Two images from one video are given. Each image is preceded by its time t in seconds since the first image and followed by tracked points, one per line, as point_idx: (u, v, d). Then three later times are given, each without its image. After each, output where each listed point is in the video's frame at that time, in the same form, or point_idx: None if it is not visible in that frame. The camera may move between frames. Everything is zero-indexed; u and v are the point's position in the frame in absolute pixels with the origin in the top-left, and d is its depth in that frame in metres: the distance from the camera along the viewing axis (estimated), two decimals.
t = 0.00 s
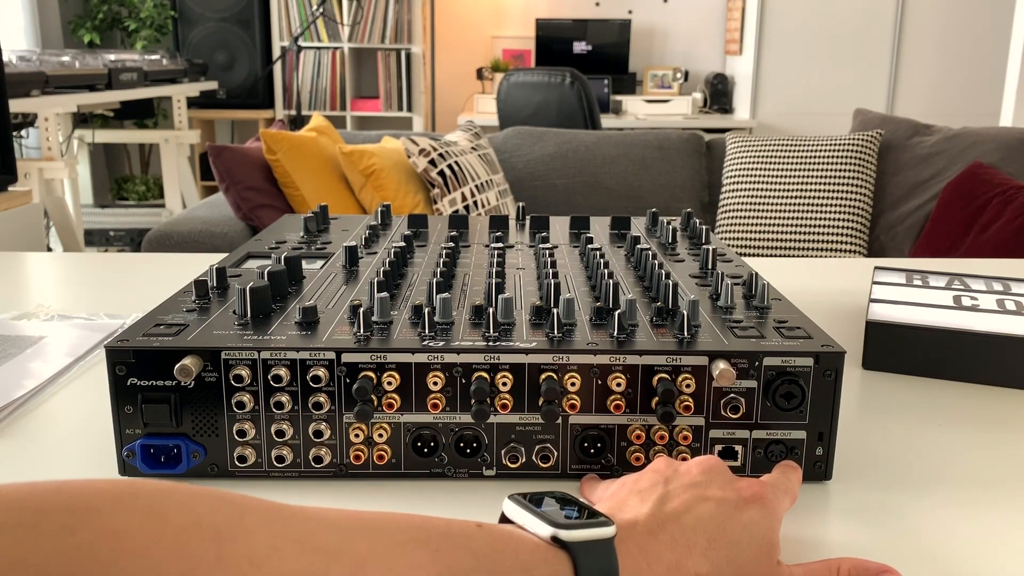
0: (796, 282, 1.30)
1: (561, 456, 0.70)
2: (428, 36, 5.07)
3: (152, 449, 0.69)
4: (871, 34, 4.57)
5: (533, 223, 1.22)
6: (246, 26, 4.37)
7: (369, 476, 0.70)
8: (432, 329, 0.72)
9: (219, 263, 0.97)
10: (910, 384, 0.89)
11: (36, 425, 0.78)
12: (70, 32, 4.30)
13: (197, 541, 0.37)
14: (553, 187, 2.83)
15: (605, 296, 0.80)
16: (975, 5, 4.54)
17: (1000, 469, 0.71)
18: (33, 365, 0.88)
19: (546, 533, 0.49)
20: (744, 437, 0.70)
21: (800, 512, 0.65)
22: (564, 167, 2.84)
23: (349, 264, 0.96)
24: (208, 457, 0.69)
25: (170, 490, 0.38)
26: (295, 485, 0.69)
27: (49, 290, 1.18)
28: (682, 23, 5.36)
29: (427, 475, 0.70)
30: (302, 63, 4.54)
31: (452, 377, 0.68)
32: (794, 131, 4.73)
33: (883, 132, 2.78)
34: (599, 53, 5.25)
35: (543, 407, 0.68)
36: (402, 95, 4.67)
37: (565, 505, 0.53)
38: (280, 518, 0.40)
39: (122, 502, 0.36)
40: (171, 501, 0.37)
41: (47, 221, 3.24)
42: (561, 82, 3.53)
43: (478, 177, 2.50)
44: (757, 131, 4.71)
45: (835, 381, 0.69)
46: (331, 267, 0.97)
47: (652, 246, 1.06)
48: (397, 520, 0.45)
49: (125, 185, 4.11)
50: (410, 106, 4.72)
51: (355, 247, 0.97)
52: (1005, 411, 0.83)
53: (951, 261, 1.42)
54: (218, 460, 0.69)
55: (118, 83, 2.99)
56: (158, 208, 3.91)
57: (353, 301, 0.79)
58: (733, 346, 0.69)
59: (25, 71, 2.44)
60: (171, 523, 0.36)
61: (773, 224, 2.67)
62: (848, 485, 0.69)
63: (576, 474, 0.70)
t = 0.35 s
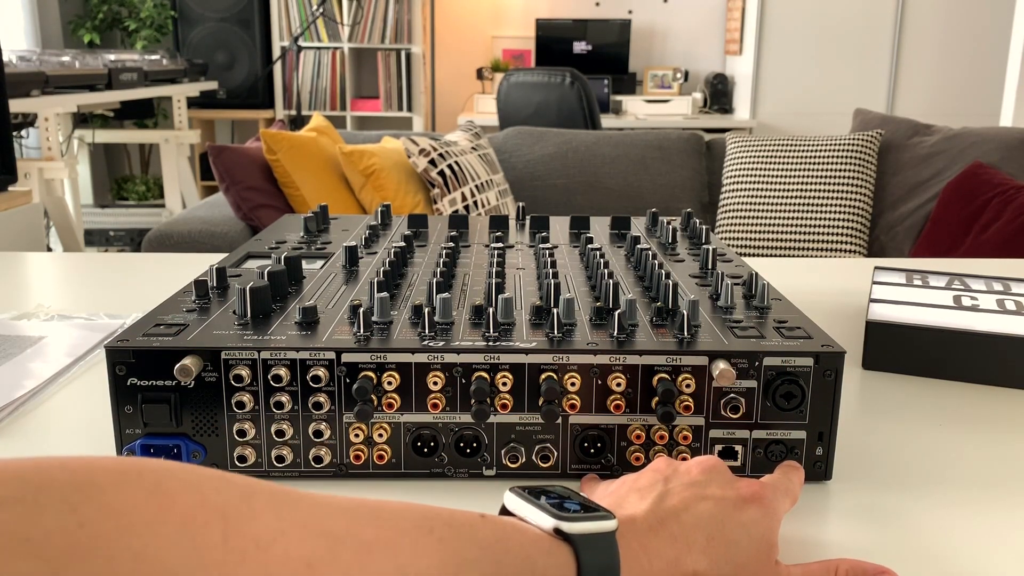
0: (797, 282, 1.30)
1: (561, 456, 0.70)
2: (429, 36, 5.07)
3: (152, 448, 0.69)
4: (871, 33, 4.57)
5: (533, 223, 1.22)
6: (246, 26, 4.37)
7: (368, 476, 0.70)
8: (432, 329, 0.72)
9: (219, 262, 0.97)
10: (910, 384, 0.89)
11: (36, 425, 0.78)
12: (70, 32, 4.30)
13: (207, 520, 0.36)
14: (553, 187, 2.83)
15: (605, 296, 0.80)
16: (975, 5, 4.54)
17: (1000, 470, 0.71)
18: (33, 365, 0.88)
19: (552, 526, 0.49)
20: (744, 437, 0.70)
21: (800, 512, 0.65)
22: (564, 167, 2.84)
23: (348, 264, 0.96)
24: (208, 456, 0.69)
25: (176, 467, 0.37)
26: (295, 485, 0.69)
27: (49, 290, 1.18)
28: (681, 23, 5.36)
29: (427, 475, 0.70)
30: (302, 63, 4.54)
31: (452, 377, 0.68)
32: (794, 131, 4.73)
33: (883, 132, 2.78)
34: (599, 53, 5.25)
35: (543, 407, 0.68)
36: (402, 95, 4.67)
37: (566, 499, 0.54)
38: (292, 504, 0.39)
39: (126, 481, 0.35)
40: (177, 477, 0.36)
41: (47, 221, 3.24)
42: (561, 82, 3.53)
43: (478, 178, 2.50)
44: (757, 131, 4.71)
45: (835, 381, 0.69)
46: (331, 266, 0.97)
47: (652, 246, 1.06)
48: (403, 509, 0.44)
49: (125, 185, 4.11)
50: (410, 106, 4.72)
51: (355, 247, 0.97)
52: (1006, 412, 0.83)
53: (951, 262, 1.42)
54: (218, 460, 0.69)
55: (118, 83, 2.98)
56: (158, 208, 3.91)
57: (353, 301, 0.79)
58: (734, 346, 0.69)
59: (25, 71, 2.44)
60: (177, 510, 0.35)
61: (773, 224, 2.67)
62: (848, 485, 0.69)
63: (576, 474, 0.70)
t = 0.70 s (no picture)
0: (796, 282, 1.30)
1: (561, 455, 0.70)
2: (428, 36, 5.07)
3: (152, 449, 0.69)
4: (872, 33, 4.57)
5: (533, 223, 1.22)
6: (246, 26, 4.37)
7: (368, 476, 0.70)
8: (432, 329, 0.72)
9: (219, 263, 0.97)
10: (909, 384, 0.89)
11: (36, 425, 0.78)
12: (70, 32, 4.30)
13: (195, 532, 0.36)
14: (553, 186, 2.83)
15: (605, 296, 0.80)
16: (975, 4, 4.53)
17: (999, 468, 0.71)
18: (33, 366, 0.88)
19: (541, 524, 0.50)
20: (744, 438, 0.69)
21: (799, 511, 0.65)
22: (564, 167, 2.84)
23: (348, 264, 0.96)
24: (208, 457, 0.69)
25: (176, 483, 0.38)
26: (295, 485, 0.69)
27: (50, 290, 1.18)
28: (682, 23, 5.36)
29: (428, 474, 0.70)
30: (302, 63, 4.54)
31: (451, 377, 0.68)
32: (794, 131, 4.73)
33: (883, 132, 2.78)
34: (599, 53, 5.25)
35: (543, 407, 0.68)
36: (402, 95, 4.67)
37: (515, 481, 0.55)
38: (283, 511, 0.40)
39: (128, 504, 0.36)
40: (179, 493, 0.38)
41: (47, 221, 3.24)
42: (561, 82, 3.53)
43: (478, 177, 2.50)
44: (757, 131, 4.71)
45: (835, 381, 0.68)
46: (331, 266, 0.97)
47: (652, 246, 1.06)
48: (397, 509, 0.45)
49: (125, 185, 4.11)
50: (410, 106, 4.72)
51: (355, 247, 0.97)
52: (1005, 411, 0.83)
53: (952, 262, 1.42)
54: (218, 460, 0.69)
55: (118, 83, 2.98)
56: (158, 208, 3.91)
57: (353, 301, 0.79)
58: (734, 346, 0.69)
59: (25, 71, 2.44)
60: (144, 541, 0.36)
61: (773, 224, 2.67)
62: (847, 486, 0.69)
63: (576, 474, 0.70)
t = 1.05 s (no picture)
0: (797, 282, 1.30)
1: (561, 456, 0.70)
2: (428, 36, 5.07)
3: (152, 449, 0.69)
4: (871, 33, 4.57)
5: (533, 223, 1.22)
6: (246, 26, 4.37)
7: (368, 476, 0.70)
8: (432, 329, 0.72)
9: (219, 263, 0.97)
10: (909, 384, 0.89)
11: (36, 426, 0.78)
12: (70, 32, 4.30)
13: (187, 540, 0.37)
14: (553, 186, 2.83)
15: (605, 296, 0.80)
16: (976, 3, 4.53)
17: (999, 468, 0.71)
18: (33, 366, 0.88)
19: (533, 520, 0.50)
20: (744, 438, 0.69)
21: (800, 511, 0.65)
22: (564, 167, 2.84)
23: (349, 264, 0.96)
24: (208, 457, 0.69)
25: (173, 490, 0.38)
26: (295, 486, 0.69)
27: (50, 290, 1.18)
28: (682, 23, 5.36)
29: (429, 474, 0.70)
30: (302, 63, 4.54)
31: (452, 377, 0.68)
32: (794, 131, 4.73)
33: (883, 132, 2.78)
34: (599, 53, 5.25)
35: (543, 407, 0.68)
36: (402, 95, 4.67)
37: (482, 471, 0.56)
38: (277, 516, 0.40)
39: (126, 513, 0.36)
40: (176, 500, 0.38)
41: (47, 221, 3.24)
42: (561, 82, 3.52)
43: (478, 177, 2.50)
44: (757, 131, 4.71)
45: (835, 380, 0.68)
46: (331, 266, 0.97)
47: (652, 246, 1.06)
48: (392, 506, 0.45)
49: (125, 185, 4.11)
50: (410, 106, 4.72)
51: (355, 247, 0.97)
52: (1005, 411, 0.83)
53: (952, 262, 1.42)
54: (218, 460, 0.69)
55: (118, 83, 2.99)
56: (159, 208, 3.91)
57: (353, 301, 0.79)
58: (734, 346, 0.69)
59: (25, 71, 2.44)
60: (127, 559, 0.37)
61: (773, 224, 2.67)
62: (847, 486, 0.69)
63: (576, 474, 0.70)
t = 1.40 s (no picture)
0: (797, 282, 1.30)
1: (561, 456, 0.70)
2: (428, 36, 5.07)
3: (152, 449, 0.69)
4: (871, 33, 4.57)
5: (533, 223, 1.22)
6: (246, 26, 4.37)
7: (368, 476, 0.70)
8: (432, 329, 0.72)
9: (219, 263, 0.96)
10: (909, 384, 0.89)
11: (36, 426, 0.78)
12: (70, 32, 4.31)
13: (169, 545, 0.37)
14: (553, 186, 2.83)
15: (605, 296, 0.80)
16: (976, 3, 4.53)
17: (998, 469, 0.71)
18: (33, 366, 0.88)
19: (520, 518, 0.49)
20: (744, 438, 0.69)
21: (800, 511, 0.65)
22: (564, 167, 2.84)
23: (349, 264, 0.96)
24: (208, 457, 0.69)
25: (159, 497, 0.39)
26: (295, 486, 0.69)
27: (49, 290, 1.18)
28: (682, 22, 5.36)
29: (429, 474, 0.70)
30: (302, 63, 4.54)
31: (452, 377, 0.68)
32: (794, 131, 4.73)
33: (883, 132, 2.78)
34: (599, 53, 5.25)
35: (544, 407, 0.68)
36: (402, 95, 4.67)
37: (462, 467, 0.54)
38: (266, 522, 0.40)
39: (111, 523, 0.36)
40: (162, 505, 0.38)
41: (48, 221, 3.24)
42: (561, 82, 3.52)
43: (478, 178, 2.50)
44: (757, 131, 4.71)
45: (835, 380, 0.69)
46: (331, 267, 0.97)
47: (652, 246, 1.06)
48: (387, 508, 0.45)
49: (125, 185, 4.11)
50: (410, 106, 4.72)
51: (355, 247, 0.97)
52: (1005, 411, 0.83)
53: (952, 262, 1.42)
54: (218, 460, 0.69)
55: (118, 83, 2.99)
56: (159, 208, 3.91)
57: (353, 301, 0.79)
58: (734, 346, 0.69)
59: (25, 71, 2.44)
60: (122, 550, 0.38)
61: (773, 224, 2.67)
62: (847, 486, 0.69)
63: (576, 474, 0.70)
